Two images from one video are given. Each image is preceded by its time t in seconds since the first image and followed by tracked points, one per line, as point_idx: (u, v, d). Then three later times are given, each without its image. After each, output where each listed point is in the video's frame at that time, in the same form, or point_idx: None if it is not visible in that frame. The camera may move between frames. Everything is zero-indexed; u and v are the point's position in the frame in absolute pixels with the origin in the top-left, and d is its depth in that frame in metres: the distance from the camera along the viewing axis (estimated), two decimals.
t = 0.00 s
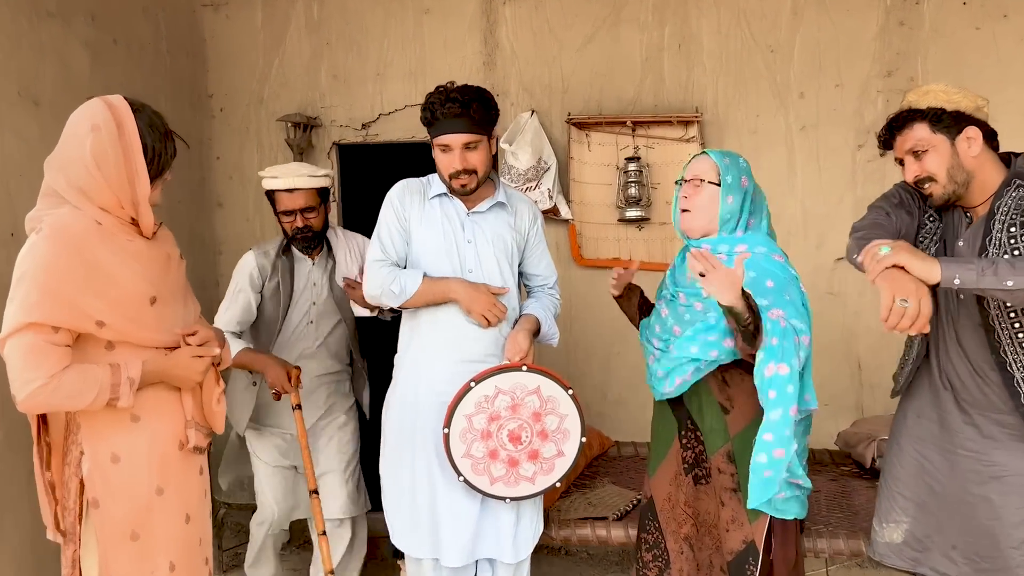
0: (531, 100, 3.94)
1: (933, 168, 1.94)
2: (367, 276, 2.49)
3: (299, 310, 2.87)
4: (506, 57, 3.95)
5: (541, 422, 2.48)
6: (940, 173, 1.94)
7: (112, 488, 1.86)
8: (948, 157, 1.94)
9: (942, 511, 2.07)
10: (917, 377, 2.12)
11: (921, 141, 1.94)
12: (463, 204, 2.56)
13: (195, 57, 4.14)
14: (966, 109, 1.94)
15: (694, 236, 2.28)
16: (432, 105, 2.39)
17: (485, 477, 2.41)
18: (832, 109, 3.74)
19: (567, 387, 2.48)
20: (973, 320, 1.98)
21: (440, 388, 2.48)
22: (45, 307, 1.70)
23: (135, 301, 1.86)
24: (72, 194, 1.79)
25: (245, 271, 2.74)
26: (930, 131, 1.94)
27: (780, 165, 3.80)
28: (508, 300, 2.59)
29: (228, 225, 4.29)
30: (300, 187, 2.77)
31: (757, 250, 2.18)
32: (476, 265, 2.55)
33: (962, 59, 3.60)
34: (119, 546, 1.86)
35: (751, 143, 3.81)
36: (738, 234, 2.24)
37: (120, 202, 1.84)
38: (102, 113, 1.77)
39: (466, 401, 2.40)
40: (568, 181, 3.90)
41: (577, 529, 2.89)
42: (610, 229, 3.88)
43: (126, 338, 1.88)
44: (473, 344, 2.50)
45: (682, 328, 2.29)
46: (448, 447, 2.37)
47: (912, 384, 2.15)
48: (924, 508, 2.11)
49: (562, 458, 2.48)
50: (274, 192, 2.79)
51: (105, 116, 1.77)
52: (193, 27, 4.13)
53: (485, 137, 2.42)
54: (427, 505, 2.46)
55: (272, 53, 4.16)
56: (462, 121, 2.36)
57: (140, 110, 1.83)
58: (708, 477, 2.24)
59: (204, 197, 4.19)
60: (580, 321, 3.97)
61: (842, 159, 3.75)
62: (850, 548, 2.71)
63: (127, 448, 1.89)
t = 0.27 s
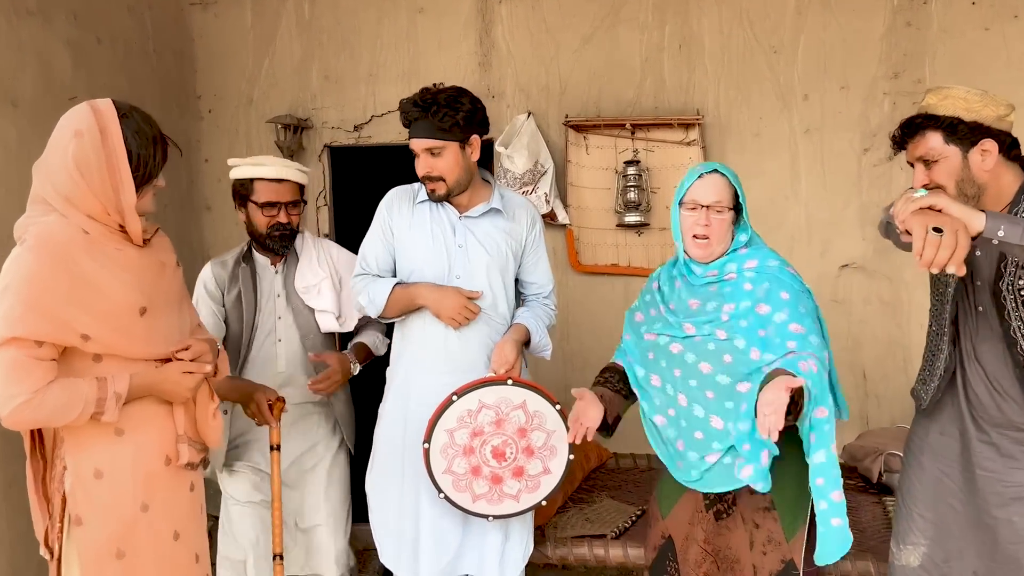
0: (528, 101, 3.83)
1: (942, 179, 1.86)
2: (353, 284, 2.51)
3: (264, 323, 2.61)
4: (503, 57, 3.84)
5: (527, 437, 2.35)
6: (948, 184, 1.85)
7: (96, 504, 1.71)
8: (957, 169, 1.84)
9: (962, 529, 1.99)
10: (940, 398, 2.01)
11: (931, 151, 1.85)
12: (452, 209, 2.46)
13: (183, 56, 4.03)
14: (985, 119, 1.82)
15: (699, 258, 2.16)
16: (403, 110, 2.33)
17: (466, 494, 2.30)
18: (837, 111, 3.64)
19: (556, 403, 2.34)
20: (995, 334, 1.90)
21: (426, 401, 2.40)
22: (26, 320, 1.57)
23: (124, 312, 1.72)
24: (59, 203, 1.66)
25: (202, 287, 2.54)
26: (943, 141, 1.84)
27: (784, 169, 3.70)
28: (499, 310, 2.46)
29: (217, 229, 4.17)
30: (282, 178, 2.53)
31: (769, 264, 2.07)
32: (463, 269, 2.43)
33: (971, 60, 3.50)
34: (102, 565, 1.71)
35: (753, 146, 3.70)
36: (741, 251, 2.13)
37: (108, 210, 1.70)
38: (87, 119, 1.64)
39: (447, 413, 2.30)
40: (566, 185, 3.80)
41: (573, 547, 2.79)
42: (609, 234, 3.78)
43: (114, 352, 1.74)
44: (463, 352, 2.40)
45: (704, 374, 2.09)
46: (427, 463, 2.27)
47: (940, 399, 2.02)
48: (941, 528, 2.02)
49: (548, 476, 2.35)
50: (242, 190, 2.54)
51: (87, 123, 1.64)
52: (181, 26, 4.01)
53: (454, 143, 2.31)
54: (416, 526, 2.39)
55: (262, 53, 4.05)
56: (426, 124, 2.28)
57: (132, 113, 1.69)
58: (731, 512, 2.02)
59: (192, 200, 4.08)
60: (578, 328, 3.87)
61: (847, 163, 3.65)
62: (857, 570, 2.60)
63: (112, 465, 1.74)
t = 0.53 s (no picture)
0: (529, 97, 3.74)
1: (970, 167, 1.77)
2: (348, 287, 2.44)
3: (260, 313, 2.36)
4: (503, 52, 3.75)
5: (522, 446, 2.21)
6: (977, 173, 1.76)
7: (57, 515, 1.60)
8: (987, 156, 1.76)
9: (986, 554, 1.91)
10: (951, 416, 1.92)
11: (962, 136, 1.76)
12: (443, 207, 2.37)
13: (175, 51, 3.93)
14: (1016, 104, 1.74)
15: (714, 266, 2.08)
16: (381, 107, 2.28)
17: (454, 503, 2.18)
18: (846, 108, 3.55)
19: (552, 412, 2.21)
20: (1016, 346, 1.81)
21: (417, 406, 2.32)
22: None
23: (83, 314, 1.59)
24: (23, 198, 1.60)
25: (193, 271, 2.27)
26: (972, 126, 1.76)
27: (791, 167, 3.61)
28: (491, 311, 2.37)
29: (210, 228, 4.08)
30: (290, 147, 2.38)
31: (790, 270, 2.04)
32: (456, 269, 2.35)
33: (985, 55, 3.41)
34: None
35: (760, 144, 3.61)
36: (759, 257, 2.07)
37: (70, 204, 1.60)
38: (34, 112, 1.57)
39: (440, 415, 2.19)
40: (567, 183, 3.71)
41: (576, 558, 2.69)
42: (611, 233, 3.68)
43: (78, 354, 1.62)
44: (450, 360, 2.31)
45: (736, 390, 2.04)
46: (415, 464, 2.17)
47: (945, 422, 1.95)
48: (962, 551, 1.94)
49: (542, 490, 2.19)
50: (247, 164, 2.32)
51: (36, 118, 1.57)
52: (173, 19, 3.92)
53: (428, 138, 2.22)
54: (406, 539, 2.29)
55: (257, 47, 3.96)
56: (400, 121, 2.22)
57: (87, 99, 1.59)
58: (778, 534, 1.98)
59: (185, 198, 3.99)
60: (580, 329, 3.78)
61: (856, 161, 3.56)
62: None
63: (76, 476, 1.62)
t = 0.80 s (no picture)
0: (535, 92, 3.66)
1: (1003, 158, 1.69)
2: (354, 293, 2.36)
3: (281, 321, 2.27)
4: (509, 45, 3.66)
5: (536, 449, 2.14)
6: (1010, 164, 1.69)
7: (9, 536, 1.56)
8: (1021, 147, 1.68)
9: None
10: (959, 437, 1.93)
11: (994, 126, 1.69)
12: (450, 204, 2.29)
13: (174, 44, 3.84)
14: None
15: (744, 249, 2.10)
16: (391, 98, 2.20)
17: (474, 512, 2.12)
18: (860, 103, 3.47)
19: (564, 411, 2.13)
20: None
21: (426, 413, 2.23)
22: None
23: (38, 322, 1.56)
24: None
25: (211, 279, 2.14)
26: (1005, 116, 1.69)
27: (803, 163, 3.53)
28: (500, 311, 2.29)
29: (209, 225, 4.01)
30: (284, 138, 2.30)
31: (827, 261, 2.10)
32: (463, 268, 2.27)
33: (1004, 49, 3.32)
34: None
35: (772, 140, 3.53)
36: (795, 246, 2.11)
37: (26, 203, 1.56)
38: None
39: (448, 427, 2.11)
40: (575, 180, 3.63)
41: (585, 566, 2.62)
42: (620, 231, 3.61)
43: (32, 365, 1.58)
44: (458, 362, 2.23)
45: (777, 376, 2.04)
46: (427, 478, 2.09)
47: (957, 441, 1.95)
48: None
49: (561, 490, 2.14)
50: (252, 163, 2.22)
51: None
52: (172, 12, 3.83)
53: (444, 131, 2.15)
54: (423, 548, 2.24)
55: (257, 41, 3.88)
56: (415, 111, 2.14)
57: (40, 89, 1.56)
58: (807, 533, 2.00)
59: (184, 194, 3.91)
60: (587, 329, 3.71)
61: (871, 157, 3.48)
62: None
63: (30, 498, 1.58)
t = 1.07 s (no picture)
0: (548, 90, 3.57)
1: None
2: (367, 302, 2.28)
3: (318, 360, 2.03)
4: (521, 42, 3.58)
5: (556, 455, 2.05)
6: None
7: None
8: None
9: None
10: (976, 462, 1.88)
11: None
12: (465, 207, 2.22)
13: (178, 41, 3.76)
14: None
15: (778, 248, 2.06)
16: (432, 92, 2.05)
17: (489, 519, 2.04)
18: (882, 101, 3.38)
19: (586, 416, 2.03)
20: None
21: (444, 421, 2.17)
22: None
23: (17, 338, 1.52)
24: None
25: (286, 304, 1.86)
26: None
27: (823, 163, 3.44)
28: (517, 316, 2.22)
29: (215, 225, 3.93)
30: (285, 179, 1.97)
31: (869, 268, 2.05)
32: (480, 272, 2.19)
33: None
34: None
35: (792, 139, 3.45)
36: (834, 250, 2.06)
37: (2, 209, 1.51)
38: None
39: (465, 430, 2.02)
40: (589, 180, 3.55)
41: None
42: (635, 232, 3.53)
43: (11, 387, 1.54)
44: (476, 371, 2.15)
45: (816, 384, 1.96)
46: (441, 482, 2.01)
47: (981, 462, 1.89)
48: None
49: (581, 498, 2.04)
50: (253, 214, 1.97)
51: None
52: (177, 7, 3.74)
53: (495, 133, 2.07)
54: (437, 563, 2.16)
55: (263, 37, 3.80)
56: (463, 111, 2.02)
57: (13, 90, 1.51)
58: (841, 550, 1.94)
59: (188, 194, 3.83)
60: (601, 332, 3.62)
61: (893, 157, 3.40)
62: None
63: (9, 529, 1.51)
